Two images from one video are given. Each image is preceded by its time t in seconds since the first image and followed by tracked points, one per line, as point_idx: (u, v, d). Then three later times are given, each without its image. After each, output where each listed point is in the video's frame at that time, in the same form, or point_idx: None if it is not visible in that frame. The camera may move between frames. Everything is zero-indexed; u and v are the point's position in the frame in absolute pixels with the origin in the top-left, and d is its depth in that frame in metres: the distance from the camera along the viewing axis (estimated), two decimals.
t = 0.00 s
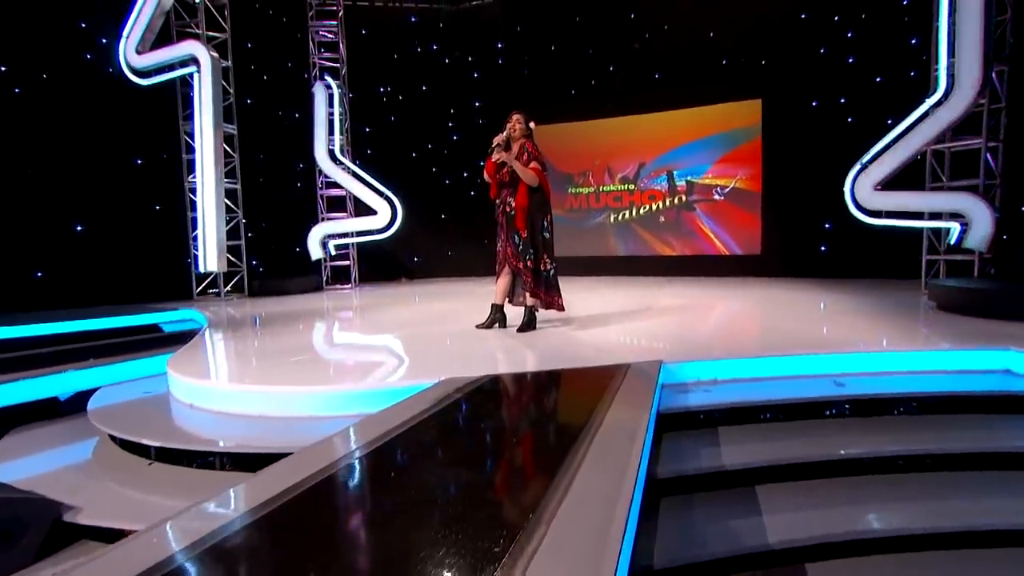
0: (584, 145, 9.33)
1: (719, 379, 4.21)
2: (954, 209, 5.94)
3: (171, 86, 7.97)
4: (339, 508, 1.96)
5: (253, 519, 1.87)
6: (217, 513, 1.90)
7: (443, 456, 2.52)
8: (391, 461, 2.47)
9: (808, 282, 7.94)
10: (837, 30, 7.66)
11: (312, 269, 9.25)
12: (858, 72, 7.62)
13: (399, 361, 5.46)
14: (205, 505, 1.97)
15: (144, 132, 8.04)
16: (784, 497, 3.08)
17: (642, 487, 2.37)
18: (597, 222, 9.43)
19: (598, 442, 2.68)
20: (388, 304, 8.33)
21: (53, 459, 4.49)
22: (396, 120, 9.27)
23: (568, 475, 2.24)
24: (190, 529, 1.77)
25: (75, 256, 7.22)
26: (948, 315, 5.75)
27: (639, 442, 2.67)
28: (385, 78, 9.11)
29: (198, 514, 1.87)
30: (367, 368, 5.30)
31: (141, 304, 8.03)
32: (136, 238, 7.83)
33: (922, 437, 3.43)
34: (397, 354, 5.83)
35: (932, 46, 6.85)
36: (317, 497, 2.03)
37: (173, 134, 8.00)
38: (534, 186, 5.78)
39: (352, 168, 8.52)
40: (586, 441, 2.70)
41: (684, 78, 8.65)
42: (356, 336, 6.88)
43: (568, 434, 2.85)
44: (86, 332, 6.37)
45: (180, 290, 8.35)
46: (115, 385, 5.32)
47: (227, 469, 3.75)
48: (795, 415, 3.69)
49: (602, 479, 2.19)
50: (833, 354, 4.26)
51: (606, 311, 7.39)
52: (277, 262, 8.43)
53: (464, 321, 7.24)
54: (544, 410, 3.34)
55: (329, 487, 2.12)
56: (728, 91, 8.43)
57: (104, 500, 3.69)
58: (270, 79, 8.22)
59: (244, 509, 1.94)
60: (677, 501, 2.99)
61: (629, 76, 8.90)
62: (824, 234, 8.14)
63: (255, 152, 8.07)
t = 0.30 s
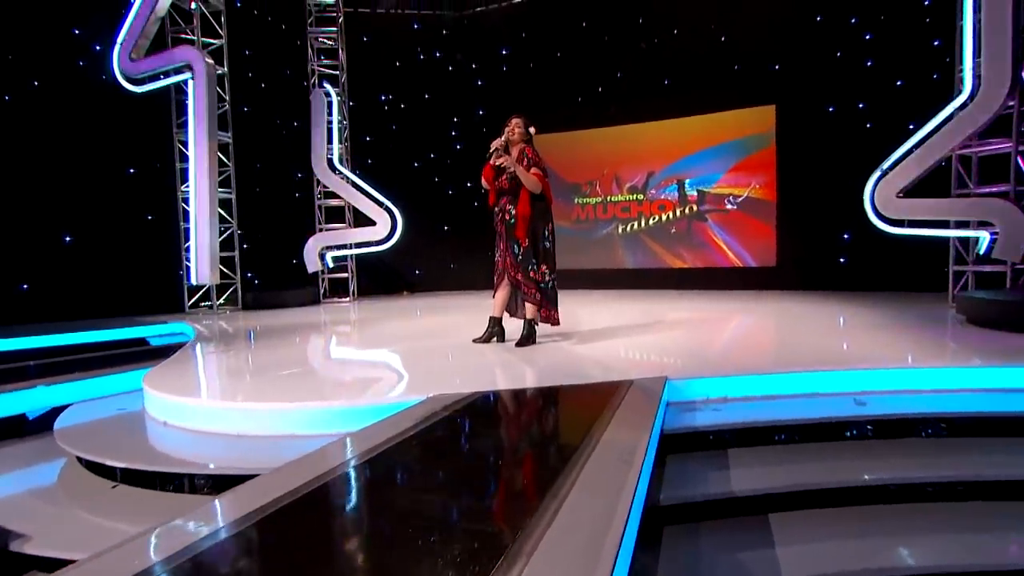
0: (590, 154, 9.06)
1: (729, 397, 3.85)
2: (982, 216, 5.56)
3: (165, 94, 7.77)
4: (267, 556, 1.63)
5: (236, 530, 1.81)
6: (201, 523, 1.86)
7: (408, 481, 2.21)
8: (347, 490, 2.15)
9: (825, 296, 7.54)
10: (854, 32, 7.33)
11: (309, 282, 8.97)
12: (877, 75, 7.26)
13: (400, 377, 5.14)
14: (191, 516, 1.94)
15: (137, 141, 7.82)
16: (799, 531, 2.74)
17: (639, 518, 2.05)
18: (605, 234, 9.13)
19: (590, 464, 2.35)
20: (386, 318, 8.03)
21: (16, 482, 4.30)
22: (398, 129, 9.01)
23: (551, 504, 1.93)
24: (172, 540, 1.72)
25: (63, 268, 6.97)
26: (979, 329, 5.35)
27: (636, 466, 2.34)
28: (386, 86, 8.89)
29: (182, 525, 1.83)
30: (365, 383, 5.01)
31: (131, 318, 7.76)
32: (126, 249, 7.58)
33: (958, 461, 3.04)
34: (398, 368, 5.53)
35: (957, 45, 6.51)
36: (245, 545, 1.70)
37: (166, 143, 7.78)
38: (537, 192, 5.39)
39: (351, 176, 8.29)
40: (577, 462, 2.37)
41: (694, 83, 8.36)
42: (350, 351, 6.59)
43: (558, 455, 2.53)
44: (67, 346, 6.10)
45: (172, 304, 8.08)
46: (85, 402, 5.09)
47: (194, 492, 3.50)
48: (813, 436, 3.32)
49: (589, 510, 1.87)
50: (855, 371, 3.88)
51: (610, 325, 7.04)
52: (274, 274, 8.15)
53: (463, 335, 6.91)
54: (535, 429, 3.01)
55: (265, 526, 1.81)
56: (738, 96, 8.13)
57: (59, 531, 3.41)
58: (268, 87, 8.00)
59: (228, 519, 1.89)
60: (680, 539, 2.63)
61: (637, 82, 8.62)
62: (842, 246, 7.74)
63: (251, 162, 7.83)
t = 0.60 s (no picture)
0: (603, 160, 8.73)
1: (746, 415, 3.46)
2: None
3: (163, 97, 7.53)
4: None
5: (231, 536, 1.76)
6: (200, 530, 1.83)
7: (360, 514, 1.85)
8: (292, 530, 1.80)
9: (852, 308, 7.12)
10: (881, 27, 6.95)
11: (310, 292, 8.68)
12: (907, 73, 6.85)
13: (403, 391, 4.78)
14: (186, 524, 1.90)
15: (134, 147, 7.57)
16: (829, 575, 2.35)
17: (636, 552, 1.74)
18: (618, 242, 8.78)
19: (581, 488, 2.02)
20: (389, 329, 7.71)
21: None
22: (403, 134, 8.75)
23: (529, 545, 1.60)
24: (168, 547, 1.69)
25: (53, 277, 6.70)
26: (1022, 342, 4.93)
27: (635, 490, 1.99)
28: (391, 90, 8.64)
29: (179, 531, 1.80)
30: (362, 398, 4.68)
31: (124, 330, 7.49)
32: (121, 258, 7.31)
33: (1011, 491, 2.61)
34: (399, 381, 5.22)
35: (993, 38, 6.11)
36: None
37: (164, 148, 7.55)
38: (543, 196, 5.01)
39: (352, 182, 7.98)
40: (571, 485, 2.05)
41: (712, 84, 8.00)
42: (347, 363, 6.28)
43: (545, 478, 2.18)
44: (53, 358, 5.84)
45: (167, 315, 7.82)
46: (60, 416, 4.87)
47: (163, 515, 3.26)
48: (839, 459, 2.90)
49: (574, 553, 1.54)
50: (886, 389, 3.46)
51: (621, 337, 6.67)
52: (273, 284, 7.85)
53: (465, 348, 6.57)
54: (525, 450, 2.66)
55: (172, 574, 1.47)
56: (764, 97, 7.71)
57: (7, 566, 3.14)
58: (269, 91, 7.76)
59: (223, 527, 1.84)
60: None
61: (651, 84, 8.30)
62: (870, 253, 7.32)
63: (251, 167, 7.57)
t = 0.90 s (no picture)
0: (619, 161, 8.43)
1: (765, 433, 3.03)
2: None
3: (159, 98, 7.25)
4: None
5: (225, 543, 1.76)
6: (196, 535, 1.83)
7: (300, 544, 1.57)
8: None
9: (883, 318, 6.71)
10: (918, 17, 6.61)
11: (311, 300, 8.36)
12: (946, 64, 6.51)
13: (407, 404, 4.36)
14: (184, 529, 1.90)
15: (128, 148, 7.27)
16: None
17: None
18: (635, 247, 8.42)
19: (575, 509, 1.84)
20: (392, 338, 7.38)
21: None
22: (410, 135, 8.46)
23: None
24: (166, 552, 1.69)
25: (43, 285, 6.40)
26: None
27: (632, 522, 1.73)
28: (397, 90, 8.37)
29: (174, 538, 1.80)
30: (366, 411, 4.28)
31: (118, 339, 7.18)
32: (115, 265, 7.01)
33: None
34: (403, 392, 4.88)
35: None
36: None
37: (161, 150, 7.28)
38: (548, 197, 4.64)
39: (354, 184, 7.68)
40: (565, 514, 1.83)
41: (732, 81, 7.69)
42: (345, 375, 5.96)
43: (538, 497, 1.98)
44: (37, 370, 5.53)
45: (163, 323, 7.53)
46: (37, 429, 4.62)
47: (129, 538, 2.88)
48: (871, 480, 2.51)
49: None
50: (928, 404, 3.00)
51: (633, 348, 6.29)
52: (272, 291, 7.54)
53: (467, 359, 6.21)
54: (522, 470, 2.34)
55: None
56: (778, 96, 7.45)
57: None
58: (269, 90, 7.50)
59: (218, 533, 1.84)
60: None
61: (669, 81, 8.00)
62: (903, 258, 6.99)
63: (251, 169, 7.32)
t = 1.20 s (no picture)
0: (636, 160, 8.21)
1: (786, 452, 2.61)
2: None
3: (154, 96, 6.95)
4: None
5: (220, 554, 1.59)
6: (186, 547, 1.66)
7: None
8: None
9: (923, 326, 6.27)
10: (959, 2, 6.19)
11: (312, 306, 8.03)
12: (989, 51, 6.07)
13: (410, 416, 3.98)
14: (173, 540, 1.73)
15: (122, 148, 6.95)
16: None
17: None
18: (654, 250, 8.21)
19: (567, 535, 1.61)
20: (396, 345, 7.03)
21: None
22: (416, 133, 8.17)
23: None
24: (156, 564, 1.52)
25: (33, 291, 6.08)
26: None
27: (626, 552, 1.50)
28: (402, 87, 8.05)
29: (162, 551, 1.62)
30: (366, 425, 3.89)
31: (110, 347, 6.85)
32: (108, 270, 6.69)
33: None
34: (409, 402, 4.52)
35: None
36: None
37: (156, 150, 6.96)
38: (553, 196, 4.25)
39: (356, 186, 7.32)
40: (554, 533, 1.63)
41: (753, 75, 7.43)
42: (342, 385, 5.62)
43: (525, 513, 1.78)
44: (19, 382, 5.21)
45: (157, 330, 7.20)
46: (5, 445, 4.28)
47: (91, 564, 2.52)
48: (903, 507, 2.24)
49: None
50: (978, 423, 2.57)
51: (648, 357, 5.91)
52: (271, 297, 7.22)
53: (470, 369, 5.82)
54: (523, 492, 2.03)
55: None
56: (794, 92, 7.23)
57: None
58: (269, 88, 7.22)
59: (212, 544, 1.67)
60: None
61: (690, 76, 7.73)
62: (943, 260, 6.57)
63: (250, 170, 7.06)
